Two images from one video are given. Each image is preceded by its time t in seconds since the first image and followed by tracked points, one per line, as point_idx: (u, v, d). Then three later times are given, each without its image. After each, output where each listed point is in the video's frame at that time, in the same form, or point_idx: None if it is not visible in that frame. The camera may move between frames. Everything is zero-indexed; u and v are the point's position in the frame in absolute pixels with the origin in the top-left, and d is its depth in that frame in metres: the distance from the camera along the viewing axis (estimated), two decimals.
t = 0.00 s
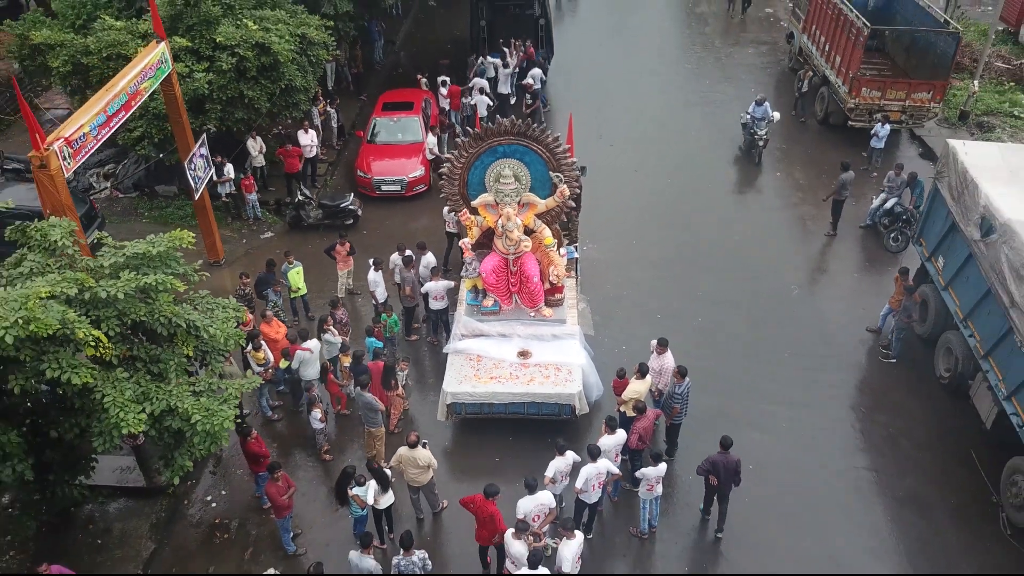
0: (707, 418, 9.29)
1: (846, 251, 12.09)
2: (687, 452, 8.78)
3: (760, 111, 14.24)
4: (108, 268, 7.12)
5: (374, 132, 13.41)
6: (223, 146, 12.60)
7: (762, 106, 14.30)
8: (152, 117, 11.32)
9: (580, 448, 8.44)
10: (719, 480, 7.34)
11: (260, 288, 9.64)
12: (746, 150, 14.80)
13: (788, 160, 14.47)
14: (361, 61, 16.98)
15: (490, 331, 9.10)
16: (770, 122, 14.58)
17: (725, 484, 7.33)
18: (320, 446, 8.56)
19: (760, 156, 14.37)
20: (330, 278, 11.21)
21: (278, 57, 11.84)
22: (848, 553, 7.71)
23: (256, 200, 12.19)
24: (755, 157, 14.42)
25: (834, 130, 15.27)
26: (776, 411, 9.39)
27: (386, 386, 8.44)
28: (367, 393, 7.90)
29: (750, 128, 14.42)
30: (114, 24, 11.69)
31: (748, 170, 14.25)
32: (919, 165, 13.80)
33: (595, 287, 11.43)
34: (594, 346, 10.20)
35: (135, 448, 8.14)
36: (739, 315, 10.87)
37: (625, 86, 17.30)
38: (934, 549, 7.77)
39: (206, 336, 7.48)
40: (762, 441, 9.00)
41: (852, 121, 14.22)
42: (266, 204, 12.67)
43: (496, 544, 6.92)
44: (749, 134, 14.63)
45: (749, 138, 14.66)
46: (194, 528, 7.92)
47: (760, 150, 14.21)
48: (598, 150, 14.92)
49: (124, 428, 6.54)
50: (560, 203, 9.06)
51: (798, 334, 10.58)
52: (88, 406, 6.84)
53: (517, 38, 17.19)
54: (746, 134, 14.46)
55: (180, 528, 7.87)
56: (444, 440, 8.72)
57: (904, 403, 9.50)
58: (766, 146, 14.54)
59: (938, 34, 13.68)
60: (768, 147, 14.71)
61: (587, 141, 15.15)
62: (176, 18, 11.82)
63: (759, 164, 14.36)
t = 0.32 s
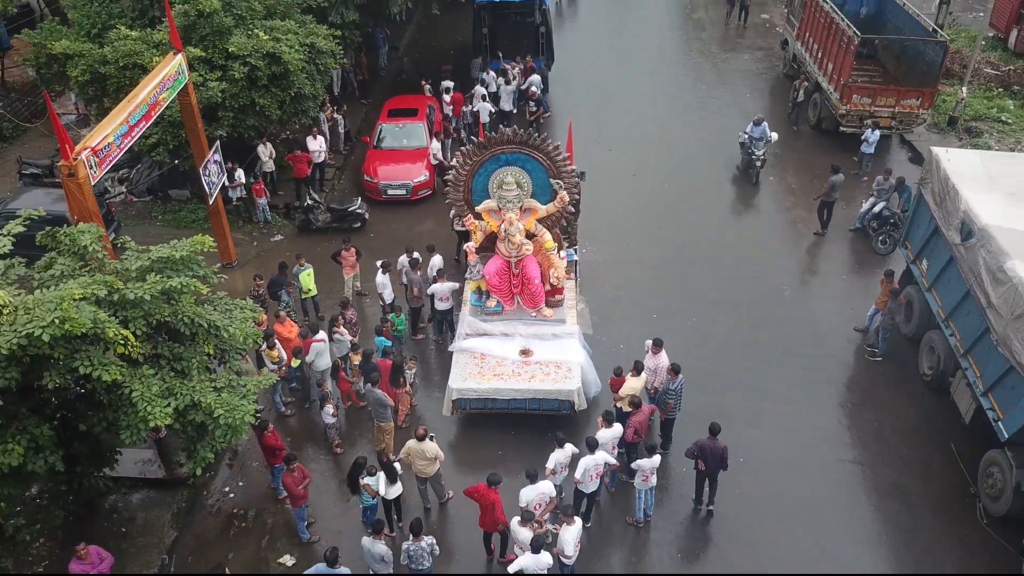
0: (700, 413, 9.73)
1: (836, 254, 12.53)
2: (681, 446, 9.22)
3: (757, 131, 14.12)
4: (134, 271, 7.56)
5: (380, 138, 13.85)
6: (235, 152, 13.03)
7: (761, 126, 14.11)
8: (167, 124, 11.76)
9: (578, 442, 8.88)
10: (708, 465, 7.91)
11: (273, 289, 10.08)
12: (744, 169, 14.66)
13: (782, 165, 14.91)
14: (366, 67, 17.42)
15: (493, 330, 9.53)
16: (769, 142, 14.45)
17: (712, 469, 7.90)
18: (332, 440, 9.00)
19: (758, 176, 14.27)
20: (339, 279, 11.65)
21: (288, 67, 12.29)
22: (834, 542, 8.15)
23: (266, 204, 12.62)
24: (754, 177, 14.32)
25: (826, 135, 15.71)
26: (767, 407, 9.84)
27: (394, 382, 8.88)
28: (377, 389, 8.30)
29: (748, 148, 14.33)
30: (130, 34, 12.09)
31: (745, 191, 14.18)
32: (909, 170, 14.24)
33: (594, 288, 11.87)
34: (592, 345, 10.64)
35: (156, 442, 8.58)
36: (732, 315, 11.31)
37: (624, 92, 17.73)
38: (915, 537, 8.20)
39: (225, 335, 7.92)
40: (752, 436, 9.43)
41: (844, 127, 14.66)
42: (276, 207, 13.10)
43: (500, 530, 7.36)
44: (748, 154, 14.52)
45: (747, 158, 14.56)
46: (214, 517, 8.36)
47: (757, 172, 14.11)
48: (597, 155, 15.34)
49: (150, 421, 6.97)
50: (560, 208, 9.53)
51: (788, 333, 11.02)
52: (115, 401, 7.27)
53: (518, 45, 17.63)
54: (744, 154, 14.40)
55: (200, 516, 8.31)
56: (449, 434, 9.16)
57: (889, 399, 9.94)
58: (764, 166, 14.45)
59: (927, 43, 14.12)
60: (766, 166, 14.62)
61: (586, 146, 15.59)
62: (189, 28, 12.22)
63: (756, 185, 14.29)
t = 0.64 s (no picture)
0: (694, 409, 10.16)
1: (827, 256, 12.96)
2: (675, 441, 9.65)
3: (754, 152, 14.10)
4: (156, 275, 8.02)
5: (385, 143, 14.28)
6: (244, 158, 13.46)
7: (757, 147, 14.14)
8: (180, 132, 12.20)
9: (576, 436, 9.31)
10: (697, 452, 8.42)
11: (284, 292, 10.52)
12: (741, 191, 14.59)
13: (775, 169, 15.34)
14: (370, 74, 17.86)
15: (495, 330, 9.97)
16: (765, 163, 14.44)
17: (701, 457, 8.41)
18: (341, 435, 9.44)
19: (754, 197, 14.23)
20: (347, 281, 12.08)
21: (297, 76, 12.75)
22: (819, 531, 8.58)
23: (275, 208, 13.05)
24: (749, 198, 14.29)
25: (818, 141, 16.15)
26: (757, 404, 10.27)
27: (401, 380, 9.32)
28: (385, 386, 8.69)
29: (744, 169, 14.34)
30: (144, 45, 12.53)
31: (739, 193, 14.66)
32: (898, 174, 14.68)
33: (592, 290, 12.31)
34: (591, 344, 11.07)
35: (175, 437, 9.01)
36: (724, 316, 11.75)
37: (621, 98, 18.17)
38: (896, 528, 8.64)
39: (242, 335, 8.36)
40: (742, 432, 9.86)
41: (835, 133, 15.10)
42: (284, 212, 13.54)
43: (501, 520, 7.78)
44: (743, 174, 14.51)
45: (743, 179, 14.52)
46: (229, 508, 8.80)
47: (753, 193, 14.05)
48: (595, 160, 15.78)
49: (173, 416, 7.39)
50: (559, 214, 10.01)
51: (779, 333, 11.45)
52: (139, 398, 7.69)
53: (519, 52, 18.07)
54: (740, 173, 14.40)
55: (217, 507, 8.75)
56: (454, 430, 9.60)
57: (874, 396, 10.37)
58: (761, 187, 14.42)
59: (915, 52, 14.57)
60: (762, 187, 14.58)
61: (585, 151, 16.04)
62: (201, 38, 12.66)
63: (753, 207, 14.25)
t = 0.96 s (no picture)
0: (687, 406, 10.59)
1: (817, 259, 13.40)
2: (668, 437, 10.09)
3: (750, 173, 14.04)
4: (176, 278, 8.45)
5: (390, 149, 14.71)
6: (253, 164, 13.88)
7: (753, 168, 14.07)
8: (192, 139, 12.63)
9: (574, 432, 9.73)
10: (690, 442, 8.84)
11: (293, 294, 10.95)
12: (738, 209, 14.59)
13: (768, 174, 15.77)
14: (374, 80, 18.28)
15: (496, 330, 10.40)
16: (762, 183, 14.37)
17: (695, 446, 8.83)
18: (350, 431, 9.87)
19: (749, 218, 14.21)
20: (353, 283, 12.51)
21: (305, 85, 13.19)
22: (805, 522, 9.00)
23: (283, 212, 13.48)
24: (746, 218, 14.25)
25: (811, 146, 16.59)
26: (748, 401, 10.70)
27: (406, 378, 9.74)
28: (391, 384, 9.10)
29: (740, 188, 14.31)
30: (157, 54, 12.95)
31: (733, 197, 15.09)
32: (888, 179, 15.10)
33: (590, 291, 12.75)
34: (588, 344, 11.51)
35: (191, 432, 9.44)
36: (717, 317, 12.18)
37: (619, 103, 18.60)
38: (878, 519, 9.07)
39: (256, 336, 8.79)
40: (733, 428, 10.29)
41: (826, 139, 15.53)
42: (292, 216, 13.97)
43: (503, 510, 8.20)
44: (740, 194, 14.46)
45: (739, 198, 14.45)
46: (243, 501, 9.22)
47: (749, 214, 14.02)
48: (593, 165, 16.21)
49: (193, 411, 7.80)
50: (559, 219, 10.48)
51: (770, 333, 11.88)
52: (160, 395, 8.10)
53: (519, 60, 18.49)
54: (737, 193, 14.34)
55: (232, 499, 9.19)
56: (457, 425, 10.03)
57: (860, 394, 10.81)
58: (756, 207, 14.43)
59: (904, 60, 15.01)
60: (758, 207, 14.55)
61: (583, 157, 16.47)
62: (211, 47, 13.08)
63: (749, 225, 14.24)
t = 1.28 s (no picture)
0: (681, 404, 11.02)
1: (808, 261, 13.83)
2: (663, 433, 10.53)
3: (746, 193, 14.02)
4: (193, 281, 8.89)
5: (394, 154, 15.14)
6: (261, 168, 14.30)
7: (749, 188, 14.06)
8: (203, 145, 13.07)
9: (573, 428, 10.17)
10: (685, 430, 9.29)
11: (302, 295, 11.37)
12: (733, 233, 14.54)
13: (762, 178, 16.20)
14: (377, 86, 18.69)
15: (498, 330, 10.84)
16: (758, 203, 14.39)
17: (689, 434, 9.28)
18: (357, 427, 10.31)
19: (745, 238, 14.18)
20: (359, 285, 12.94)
21: (312, 92, 13.63)
22: (793, 513, 9.44)
23: (291, 216, 13.92)
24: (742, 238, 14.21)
25: (803, 151, 17.01)
26: (740, 399, 11.13)
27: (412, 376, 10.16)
28: (397, 382, 9.50)
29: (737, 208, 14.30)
30: (168, 62, 13.37)
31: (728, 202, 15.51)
32: (878, 184, 15.52)
33: (588, 293, 13.18)
34: (586, 344, 11.94)
35: (207, 427, 9.88)
36: (711, 317, 12.62)
37: (617, 108, 19.02)
38: (862, 511, 9.51)
39: (270, 335, 9.22)
40: (725, 425, 10.72)
41: (819, 144, 15.95)
42: (299, 219, 14.40)
43: (504, 501, 8.63)
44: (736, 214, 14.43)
45: (735, 218, 14.46)
46: (257, 493, 9.66)
47: (744, 233, 14.02)
48: (592, 169, 16.62)
49: (211, 407, 8.23)
50: (558, 224, 10.91)
51: (761, 332, 12.32)
52: (180, 392, 8.52)
53: (519, 67, 18.90)
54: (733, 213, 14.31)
55: (246, 492, 9.62)
56: (460, 422, 10.47)
57: (848, 392, 11.24)
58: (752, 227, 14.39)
59: (893, 67, 15.44)
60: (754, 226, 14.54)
61: (582, 161, 16.89)
62: (221, 56, 13.51)
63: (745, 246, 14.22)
